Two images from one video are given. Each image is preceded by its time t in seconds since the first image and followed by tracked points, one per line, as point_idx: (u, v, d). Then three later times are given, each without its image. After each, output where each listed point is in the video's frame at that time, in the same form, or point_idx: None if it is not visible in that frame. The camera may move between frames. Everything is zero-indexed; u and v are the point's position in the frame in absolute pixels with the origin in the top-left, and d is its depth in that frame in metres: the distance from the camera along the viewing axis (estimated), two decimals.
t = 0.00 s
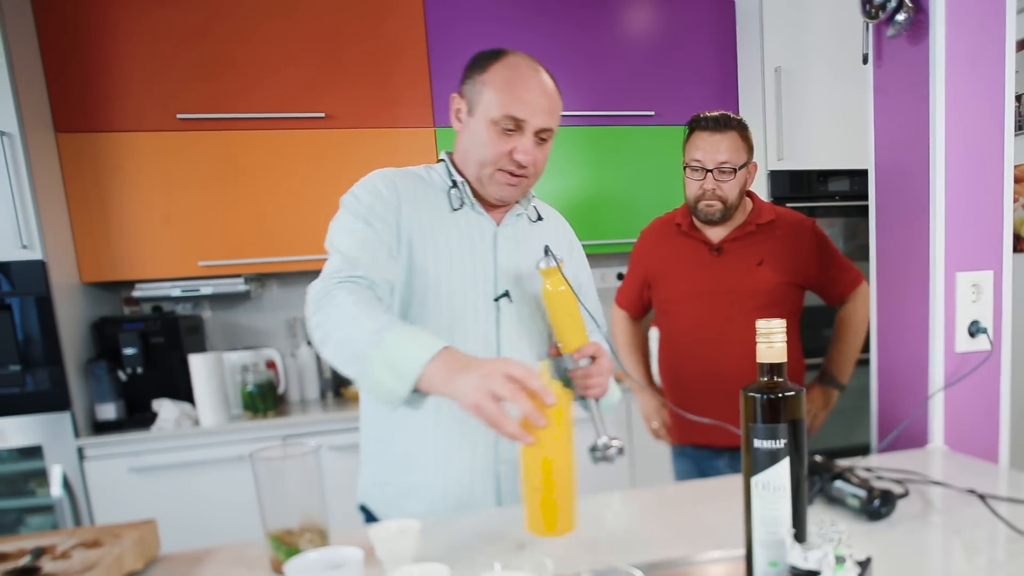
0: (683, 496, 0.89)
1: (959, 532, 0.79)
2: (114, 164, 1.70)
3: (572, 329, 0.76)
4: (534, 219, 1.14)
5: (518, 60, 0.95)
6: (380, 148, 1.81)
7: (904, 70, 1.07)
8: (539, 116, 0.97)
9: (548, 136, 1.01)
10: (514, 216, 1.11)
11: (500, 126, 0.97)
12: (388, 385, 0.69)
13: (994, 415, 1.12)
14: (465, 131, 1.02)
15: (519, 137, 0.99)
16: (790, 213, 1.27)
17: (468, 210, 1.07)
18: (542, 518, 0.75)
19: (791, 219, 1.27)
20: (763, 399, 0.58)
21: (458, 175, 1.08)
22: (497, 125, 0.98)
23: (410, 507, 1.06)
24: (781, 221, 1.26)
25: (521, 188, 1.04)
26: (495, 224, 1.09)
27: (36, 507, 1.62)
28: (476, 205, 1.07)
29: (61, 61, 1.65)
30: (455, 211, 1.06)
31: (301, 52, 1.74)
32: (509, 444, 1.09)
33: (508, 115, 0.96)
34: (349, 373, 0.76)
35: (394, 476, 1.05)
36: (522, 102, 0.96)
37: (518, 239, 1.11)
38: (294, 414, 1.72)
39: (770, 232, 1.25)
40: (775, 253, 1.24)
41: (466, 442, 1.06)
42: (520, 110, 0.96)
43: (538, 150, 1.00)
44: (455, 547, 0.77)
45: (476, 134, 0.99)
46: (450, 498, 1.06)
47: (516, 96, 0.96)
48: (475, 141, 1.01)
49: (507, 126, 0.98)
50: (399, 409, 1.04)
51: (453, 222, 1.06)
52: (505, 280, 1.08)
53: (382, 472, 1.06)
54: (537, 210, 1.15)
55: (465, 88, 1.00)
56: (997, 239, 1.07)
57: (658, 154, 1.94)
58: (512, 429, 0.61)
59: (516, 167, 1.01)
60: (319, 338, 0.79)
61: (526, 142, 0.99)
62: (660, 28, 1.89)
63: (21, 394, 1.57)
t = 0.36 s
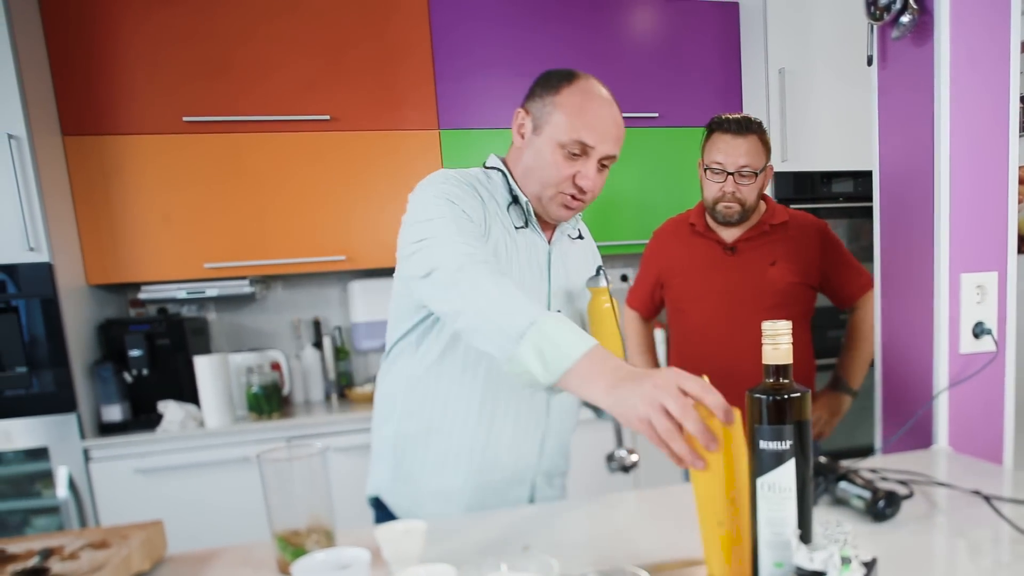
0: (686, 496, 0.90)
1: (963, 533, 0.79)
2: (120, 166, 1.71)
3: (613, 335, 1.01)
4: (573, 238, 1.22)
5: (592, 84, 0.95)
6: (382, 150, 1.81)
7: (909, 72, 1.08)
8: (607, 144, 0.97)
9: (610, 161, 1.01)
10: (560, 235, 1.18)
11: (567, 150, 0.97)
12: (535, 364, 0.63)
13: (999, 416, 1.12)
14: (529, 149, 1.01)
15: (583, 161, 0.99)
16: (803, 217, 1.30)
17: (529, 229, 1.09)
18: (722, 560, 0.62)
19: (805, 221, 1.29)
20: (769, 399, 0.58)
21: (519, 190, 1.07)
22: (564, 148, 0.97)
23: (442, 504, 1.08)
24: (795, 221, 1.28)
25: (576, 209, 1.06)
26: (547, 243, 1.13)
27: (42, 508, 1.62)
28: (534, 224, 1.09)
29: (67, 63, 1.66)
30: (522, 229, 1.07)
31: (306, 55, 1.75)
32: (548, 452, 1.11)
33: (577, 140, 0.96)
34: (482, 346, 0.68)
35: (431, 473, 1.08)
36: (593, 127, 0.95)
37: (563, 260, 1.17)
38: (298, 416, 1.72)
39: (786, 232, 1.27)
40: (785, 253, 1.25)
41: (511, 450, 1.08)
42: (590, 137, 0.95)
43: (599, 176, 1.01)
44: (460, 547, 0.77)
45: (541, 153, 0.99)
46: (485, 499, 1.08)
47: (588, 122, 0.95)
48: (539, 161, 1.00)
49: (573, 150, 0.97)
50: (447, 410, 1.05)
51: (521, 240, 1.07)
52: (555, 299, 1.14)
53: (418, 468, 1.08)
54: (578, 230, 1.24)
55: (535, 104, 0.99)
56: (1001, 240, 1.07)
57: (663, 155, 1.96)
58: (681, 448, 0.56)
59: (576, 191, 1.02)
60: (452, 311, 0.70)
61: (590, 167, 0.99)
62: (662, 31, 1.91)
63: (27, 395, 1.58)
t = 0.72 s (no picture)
0: (684, 494, 0.90)
1: (962, 531, 0.79)
2: (118, 165, 1.71)
3: (615, 328, 1.00)
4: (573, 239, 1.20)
5: (576, 86, 0.97)
6: (383, 148, 1.81)
7: (907, 71, 1.08)
8: (584, 147, 0.98)
9: (591, 166, 1.02)
10: (557, 234, 1.15)
11: (543, 151, 0.99)
12: (472, 337, 0.58)
13: (997, 414, 1.12)
14: (512, 151, 1.04)
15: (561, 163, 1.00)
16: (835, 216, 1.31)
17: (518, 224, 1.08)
18: (723, 556, 0.64)
19: (837, 218, 1.30)
20: (768, 398, 0.58)
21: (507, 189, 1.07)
22: (542, 149, 0.99)
23: (433, 502, 1.08)
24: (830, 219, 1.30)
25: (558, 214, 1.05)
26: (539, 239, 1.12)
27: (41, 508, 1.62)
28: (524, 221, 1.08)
29: (65, 63, 1.66)
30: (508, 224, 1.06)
31: (304, 54, 1.75)
32: (539, 452, 1.13)
33: (553, 142, 0.98)
34: (416, 328, 0.64)
35: (423, 471, 1.07)
36: (571, 130, 0.97)
37: (557, 256, 1.16)
38: (297, 416, 1.72)
39: (817, 230, 1.29)
40: (818, 250, 1.27)
41: (504, 449, 1.08)
42: (567, 138, 0.97)
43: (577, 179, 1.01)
44: (462, 544, 0.77)
45: (522, 154, 1.01)
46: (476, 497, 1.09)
47: (566, 123, 0.97)
48: (519, 161, 1.02)
49: (551, 152, 0.99)
50: (439, 413, 1.05)
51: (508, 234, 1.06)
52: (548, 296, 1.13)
53: (409, 465, 1.07)
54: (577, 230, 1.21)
55: (521, 107, 1.02)
56: (1000, 239, 1.07)
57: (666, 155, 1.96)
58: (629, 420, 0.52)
59: (553, 195, 1.02)
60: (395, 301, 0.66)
61: (566, 170, 1.00)
62: (661, 31, 1.91)
63: (25, 395, 1.57)
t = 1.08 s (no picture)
0: (689, 489, 0.90)
1: (970, 527, 0.79)
2: (126, 161, 1.71)
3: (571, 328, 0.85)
4: (520, 226, 1.21)
5: (491, 69, 1.10)
6: (393, 143, 1.81)
7: (916, 65, 1.07)
8: (504, 127, 1.10)
9: (514, 146, 1.13)
10: (500, 222, 1.17)
11: (467, 135, 1.10)
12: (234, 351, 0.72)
13: (1006, 410, 1.11)
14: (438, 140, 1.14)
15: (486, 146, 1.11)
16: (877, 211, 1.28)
17: (451, 214, 1.13)
18: (732, 554, 0.64)
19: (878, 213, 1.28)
20: (778, 394, 0.57)
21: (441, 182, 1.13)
22: (466, 133, 1.11)
23: (399, 502, 1.14)
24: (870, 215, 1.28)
25: (489, 197, 1.13)
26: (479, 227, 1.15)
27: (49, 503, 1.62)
28: (458, 209, 1.13)
29: (72, 59, 1.66)
30: (438, 216, 1.12)
31: (311, 50, 1.75)
32: (492, 445, 1.17)
33: (475, 125, 1.10)
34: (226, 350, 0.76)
35: (389, 477, 1.12)
36: (490, 113, 1.09)
37: (501, 246, 1.17)
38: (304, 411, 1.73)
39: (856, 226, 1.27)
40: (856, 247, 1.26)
41: (453, 444, 1.14)
42: (487, 121, 1.09)
43: (502, 158, 1.12)
44: (469, 539, 0.78)
45: (446, 141, 1.12)
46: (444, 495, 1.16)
47: (485, 107, 1.09)
48: (445, 149, 1.13)
49: (473, 135, 1.10)
50: (387, 415, 1.12)
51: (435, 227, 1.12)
52: (488, 285, 1.15)
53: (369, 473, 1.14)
54: (524, 217, 1.23)
55: (442, 97, 1.13)
56: (1009, 234, 1.06)
57: (672, 151, 1.96)
58: (309, 469, 0.62)
59: (482, 174, 1.12)
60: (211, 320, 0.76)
61: (491, 151, 1.11)
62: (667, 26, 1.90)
63: (34, 389, 1.58)
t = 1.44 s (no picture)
0: (701, 485, 0.90)
1: (984, 526, 0.78)
2: (138, 151, 1.71)
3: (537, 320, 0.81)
4: (442, 210, 1.15)
5: (423, 52, 1.02)
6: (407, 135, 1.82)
7: (935, 58, 1.05)
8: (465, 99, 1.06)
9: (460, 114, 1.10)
10: (422, 209, 1.12)
11: (446, 121, 1.03)
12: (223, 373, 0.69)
13: (1020, 408, 1.10)
14: (401, 141, 1.03)
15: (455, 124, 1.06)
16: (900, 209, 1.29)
17: (376, 208, 1.07)
18: (745, 551, 0.63)
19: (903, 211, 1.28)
20: (794, 389, 0.57)
21: (360, 175, 1.07)
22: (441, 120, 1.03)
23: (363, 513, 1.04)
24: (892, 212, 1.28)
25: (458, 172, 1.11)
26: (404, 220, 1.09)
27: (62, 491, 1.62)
28: (384, 203, 1.07)
29: (85, 48, 1.66)
30: (363, 213, 1.05)
31: (323, 41, 1.74)
32: (453, 437, 1.08)
33: (449, 108, 1.02)
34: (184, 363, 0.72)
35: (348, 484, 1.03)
36: (451, 90, 1.03)
37: (431, 235, 1.11)
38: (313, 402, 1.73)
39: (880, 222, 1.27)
40: (880, 242, 1.26)
41: (413, 442, 1.05)
42: (456, 99, 1.03)
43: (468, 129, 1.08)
44: (480, 532, 0.78)
45: (422, 138, 1.02)
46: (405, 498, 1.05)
47: (445, 87, 1.02)
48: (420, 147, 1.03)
49: (449, 118, 1.03)
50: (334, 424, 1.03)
51: (361, 223, 1.05)
52: (424, 274, 1.08)
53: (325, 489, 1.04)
54: (444, 200, 1.17)
55: (388, 100, 1.00)
56: None
57: (687, 144, 1.95)
58: (353, 433, 0.58)
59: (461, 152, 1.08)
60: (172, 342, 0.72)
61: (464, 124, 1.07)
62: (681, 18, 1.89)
63: (47, 378, 1.59)
